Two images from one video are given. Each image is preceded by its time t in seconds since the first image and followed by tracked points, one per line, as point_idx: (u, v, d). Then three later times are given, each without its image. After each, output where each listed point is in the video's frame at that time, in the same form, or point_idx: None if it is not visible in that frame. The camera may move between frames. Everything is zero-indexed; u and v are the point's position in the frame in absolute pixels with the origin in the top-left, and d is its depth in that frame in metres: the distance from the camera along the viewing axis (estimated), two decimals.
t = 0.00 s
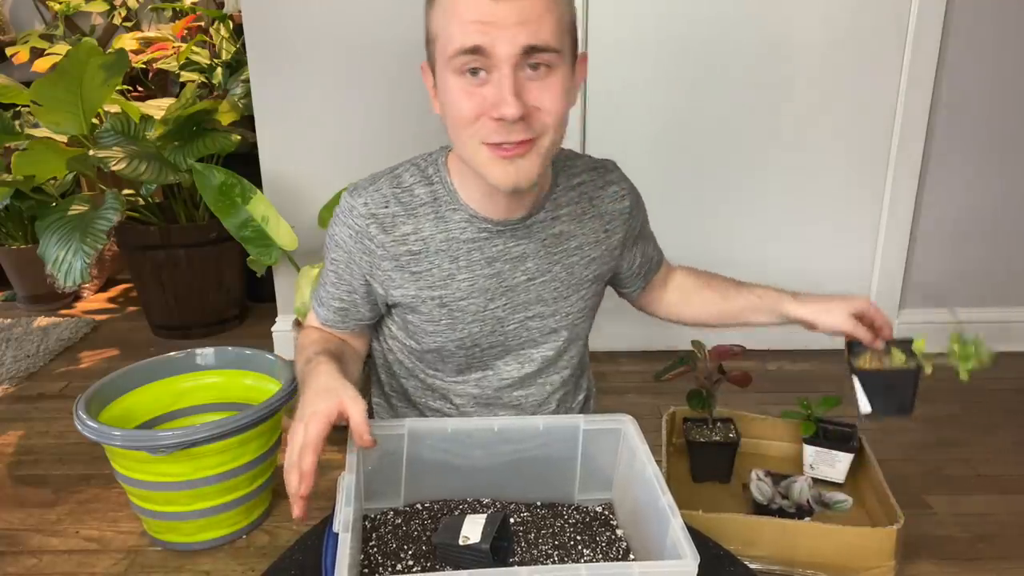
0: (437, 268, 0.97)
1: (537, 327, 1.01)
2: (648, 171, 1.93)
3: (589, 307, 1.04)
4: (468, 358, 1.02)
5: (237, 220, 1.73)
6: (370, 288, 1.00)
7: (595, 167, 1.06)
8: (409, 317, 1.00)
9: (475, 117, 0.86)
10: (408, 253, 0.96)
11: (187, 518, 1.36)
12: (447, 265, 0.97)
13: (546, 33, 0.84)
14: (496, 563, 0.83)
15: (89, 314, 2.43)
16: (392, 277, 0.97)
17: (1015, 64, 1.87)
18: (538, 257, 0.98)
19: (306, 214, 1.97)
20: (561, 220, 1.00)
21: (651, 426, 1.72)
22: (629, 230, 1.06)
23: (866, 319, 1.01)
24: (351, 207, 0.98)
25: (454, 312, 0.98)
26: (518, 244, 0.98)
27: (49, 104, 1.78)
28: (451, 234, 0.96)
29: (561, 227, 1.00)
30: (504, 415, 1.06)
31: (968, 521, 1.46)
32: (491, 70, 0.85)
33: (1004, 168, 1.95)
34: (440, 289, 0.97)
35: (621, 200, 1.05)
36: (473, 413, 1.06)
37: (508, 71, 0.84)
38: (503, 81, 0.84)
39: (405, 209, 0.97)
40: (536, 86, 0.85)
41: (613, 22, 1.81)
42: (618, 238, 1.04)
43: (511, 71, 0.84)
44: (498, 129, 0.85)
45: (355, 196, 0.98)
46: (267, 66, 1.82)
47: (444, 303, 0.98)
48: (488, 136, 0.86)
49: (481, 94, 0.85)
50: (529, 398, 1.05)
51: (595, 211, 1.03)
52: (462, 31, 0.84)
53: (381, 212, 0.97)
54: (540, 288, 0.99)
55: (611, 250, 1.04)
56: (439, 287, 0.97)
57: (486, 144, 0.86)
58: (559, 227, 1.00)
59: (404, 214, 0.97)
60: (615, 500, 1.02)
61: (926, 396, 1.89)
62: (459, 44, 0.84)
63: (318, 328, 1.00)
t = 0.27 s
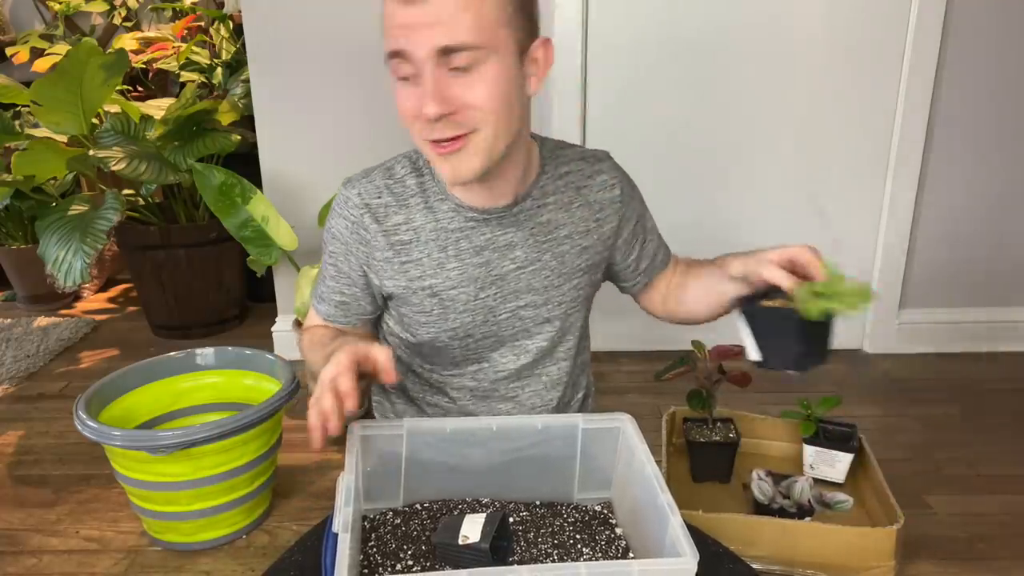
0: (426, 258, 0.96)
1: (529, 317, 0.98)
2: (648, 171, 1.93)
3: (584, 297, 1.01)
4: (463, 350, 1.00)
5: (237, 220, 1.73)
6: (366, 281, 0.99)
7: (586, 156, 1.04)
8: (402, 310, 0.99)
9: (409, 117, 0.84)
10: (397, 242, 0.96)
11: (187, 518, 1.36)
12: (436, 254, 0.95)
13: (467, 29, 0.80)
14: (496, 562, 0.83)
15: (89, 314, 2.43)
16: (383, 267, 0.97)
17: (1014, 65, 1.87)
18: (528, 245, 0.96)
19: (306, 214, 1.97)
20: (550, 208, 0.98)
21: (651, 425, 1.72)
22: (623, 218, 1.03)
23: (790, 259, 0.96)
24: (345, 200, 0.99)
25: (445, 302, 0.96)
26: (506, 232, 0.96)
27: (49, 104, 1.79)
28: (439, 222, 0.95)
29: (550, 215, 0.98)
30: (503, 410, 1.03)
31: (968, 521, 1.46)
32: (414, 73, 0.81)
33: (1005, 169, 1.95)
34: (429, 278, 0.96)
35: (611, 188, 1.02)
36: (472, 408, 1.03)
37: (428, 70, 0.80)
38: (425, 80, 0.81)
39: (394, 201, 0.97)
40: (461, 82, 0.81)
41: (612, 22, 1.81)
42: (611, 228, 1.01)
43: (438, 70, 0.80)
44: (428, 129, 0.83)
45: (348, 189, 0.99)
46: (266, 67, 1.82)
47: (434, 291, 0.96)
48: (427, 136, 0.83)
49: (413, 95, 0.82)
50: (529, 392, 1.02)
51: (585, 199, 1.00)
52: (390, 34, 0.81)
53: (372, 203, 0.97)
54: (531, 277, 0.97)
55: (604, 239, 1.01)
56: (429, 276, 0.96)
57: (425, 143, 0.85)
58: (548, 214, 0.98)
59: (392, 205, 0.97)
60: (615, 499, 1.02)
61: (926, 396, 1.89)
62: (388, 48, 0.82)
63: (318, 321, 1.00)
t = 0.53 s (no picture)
0: (414, 241, 0.97)
1: (506, 317, 0.95)
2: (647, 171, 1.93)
3: (572, 307, 0.95)
4: (444, 341, 0.99)
5: (237, 220, 1.73)
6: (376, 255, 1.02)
7: (598, 164, 0.95)
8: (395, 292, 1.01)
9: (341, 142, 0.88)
10: (393, 221, 0.98)
11: (186, 518, 1.36)
12: (423, 238, 0.96)
13: (352, 80, 0.79)
14: (495, 560, 0.83)
15: (89, 314, 2.43)
16: (382, 245, 0.99)
17: (1014, 65, 1.87)
18: (511, 243, 0.94)
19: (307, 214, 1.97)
20: (540, 211, 0.93)
21: (650, 425, 1.72)
22: (628, 232, 0.93)
23: (669, 278, 0.81)
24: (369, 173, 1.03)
25: (426, 287, 0.97)
26: (487, 229, 0.94)
27: (49, 104, 1.79)
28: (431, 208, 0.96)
29: (536, 216, 0.93)
30: (485, 408, 1.01)
31: (968, 521, 1.46)
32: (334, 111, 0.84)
33: (1005, 169, 1.95)
34: (414, 262, 0.97)
35: (614, 200, 0.93)
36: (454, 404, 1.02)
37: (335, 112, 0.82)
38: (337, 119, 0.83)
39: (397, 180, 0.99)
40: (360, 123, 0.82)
41: (612, 23, 1.81)
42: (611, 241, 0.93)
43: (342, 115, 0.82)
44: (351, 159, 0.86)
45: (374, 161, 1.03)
46: (266, 69, 1.82)
47: (418, 275, 0.97)
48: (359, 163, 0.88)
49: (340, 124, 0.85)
50: (510, 392, 1.00)
51: (583, 207, 0.93)
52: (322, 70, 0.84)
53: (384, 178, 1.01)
54: (511, 276, 0.94)
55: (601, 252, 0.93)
56: (415, 260, 0.97)
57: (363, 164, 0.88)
58: (536, 217, 0.93)
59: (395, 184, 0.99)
60: (615, 498, 1.02)
61: (926, 396, 1.90)
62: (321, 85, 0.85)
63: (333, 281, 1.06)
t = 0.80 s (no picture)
0: (410, 227, 1.00)
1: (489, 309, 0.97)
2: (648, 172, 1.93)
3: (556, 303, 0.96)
4: (435, 327, 1.02)
5: (237, 220, 1.73)
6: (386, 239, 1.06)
7: (595, 163, 0.95)
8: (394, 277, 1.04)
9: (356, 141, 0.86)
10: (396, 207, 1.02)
11: (186, 518, 1.36)
12: (420, 225, 0.99)
13: (389, 71, 0.79)
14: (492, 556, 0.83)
15: (89, 314, 2.43)
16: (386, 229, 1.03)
17: (1015, 65, 1.87)
18: (497, 237, 0.95)
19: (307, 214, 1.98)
20: (530, 206, 0.94)
21: (650, 425, 1.72)
22: (619, 232, 0.93)
23: (601, 294, 0.77)
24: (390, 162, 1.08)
25: (418, 273, 1.00)
26: (477, 220, 0.95)
27: (49, 104, 1.79)
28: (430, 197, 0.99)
29: (524, 210, 0.94)
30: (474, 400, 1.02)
31: (968, 521, 1.46)
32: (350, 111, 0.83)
33: (1006, 168, 1.95)
34: (409, 248, 1.00)
35: (607, 200, 0.93)
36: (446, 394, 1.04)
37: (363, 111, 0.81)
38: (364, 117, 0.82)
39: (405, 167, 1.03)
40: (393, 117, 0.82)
41: (612, 23, 1.81)
42: (600, 240, 0.94)
43: (363, 115, 0.81)
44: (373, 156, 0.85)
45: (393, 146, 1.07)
46: (266, 67, 1.86)
47: (411, 261, 1.00)
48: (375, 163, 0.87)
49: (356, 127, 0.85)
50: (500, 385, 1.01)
51: (574, 205, 0.94)
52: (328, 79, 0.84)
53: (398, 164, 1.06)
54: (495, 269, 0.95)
55: (589, 249, 0.94)
56: (410, 246, 1.00)
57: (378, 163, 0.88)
58: (525, 211, 0.94)
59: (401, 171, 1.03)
60: (614, 497, 1.02)
61: (926, 396, 1.90)
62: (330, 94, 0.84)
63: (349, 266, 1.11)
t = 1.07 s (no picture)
0: (426, 224, 0.98)
1: (519, 301, 0.98)
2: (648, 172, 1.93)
3: (581, 290, 0.99)
4: (450, 327, 1.00)
5: (237, 220, 1.73)
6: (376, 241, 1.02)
7: (602, 152, 1.02)
8: (395, 280, 1.01)
9: (461, 109, 0.85)
10: (399, 204, 0.99)
11: (187, 518, 1.36)
12: (437, 221, 0.98)
13: (532, 35, 0.82)
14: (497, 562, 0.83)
15: (89, 314, 2.43)
16: (387, 228, 1.00)
17: (1015, 66, 1.87)
18: (526, 228, 0.97)
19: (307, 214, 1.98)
20: (553, 196, 0.98)
21: (650, 425, 1.72)
22: (636, 215, 0.99)
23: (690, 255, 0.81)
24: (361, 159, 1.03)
25: (437, 271, 0.98)
26: (506, 211, 0.97)
27: (49, 104, 1.79)
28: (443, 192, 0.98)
29: (548, 201, 0.98)
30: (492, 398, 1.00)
31: (968, 521, 1.46)
32: (482, 72, 0.83)
33: (1006, 169, 1.95)
34: (425, 245, 0.98)
35: (622, 184, 0.99)
36: (460, 395, 1.02)
37: (497, 74, 0.83)
38: (490, 81, 0.83)
39: (403, 164, 1.00)
40: (521, 82, 0.84)
41: (611, 24, 1.81)
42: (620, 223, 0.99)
43: (502, 75, 0.83)
44: (485, 123, 0.85)
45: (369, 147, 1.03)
46: (266, 66, 1.86)
47: (428, 259, 0.98)
48: (473, 132, 0.87)
49: (468, 89, 0.84)
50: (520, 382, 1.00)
51: (592, 192, 0.99)
52: (449, 32, 0.82)
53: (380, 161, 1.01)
54: (524, 261, 0.97)
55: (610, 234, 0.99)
56: (426, 243, 0.98)
57: (472, 134, 0.87)
58: (550, 201, 0.98)
59: (401, 168, 1.00)
60: (613, 494, 1.02)
61: (926, 396, 1.90)
62: (448, 46, 0.83)
63: (318, 273, 1.03)
